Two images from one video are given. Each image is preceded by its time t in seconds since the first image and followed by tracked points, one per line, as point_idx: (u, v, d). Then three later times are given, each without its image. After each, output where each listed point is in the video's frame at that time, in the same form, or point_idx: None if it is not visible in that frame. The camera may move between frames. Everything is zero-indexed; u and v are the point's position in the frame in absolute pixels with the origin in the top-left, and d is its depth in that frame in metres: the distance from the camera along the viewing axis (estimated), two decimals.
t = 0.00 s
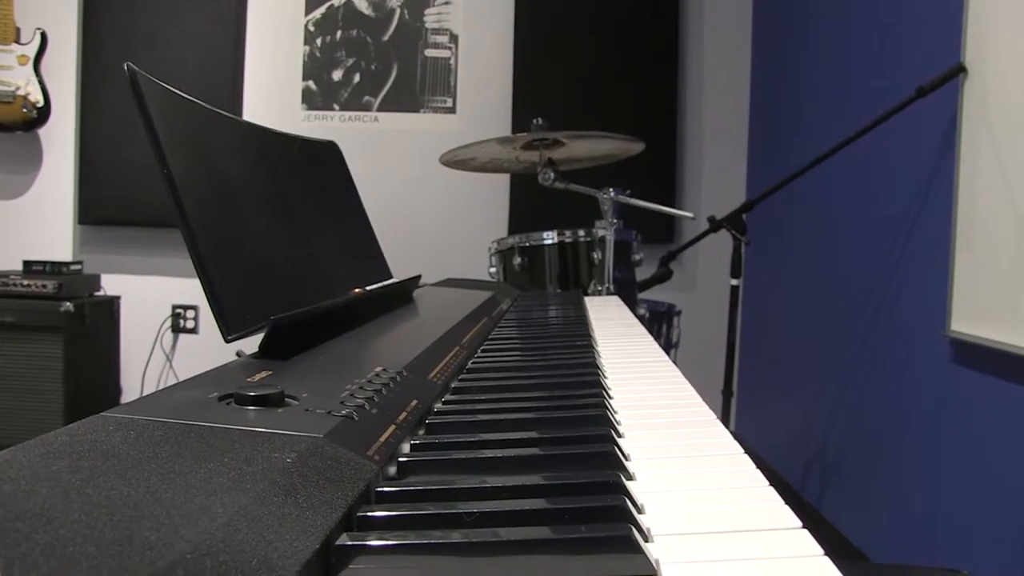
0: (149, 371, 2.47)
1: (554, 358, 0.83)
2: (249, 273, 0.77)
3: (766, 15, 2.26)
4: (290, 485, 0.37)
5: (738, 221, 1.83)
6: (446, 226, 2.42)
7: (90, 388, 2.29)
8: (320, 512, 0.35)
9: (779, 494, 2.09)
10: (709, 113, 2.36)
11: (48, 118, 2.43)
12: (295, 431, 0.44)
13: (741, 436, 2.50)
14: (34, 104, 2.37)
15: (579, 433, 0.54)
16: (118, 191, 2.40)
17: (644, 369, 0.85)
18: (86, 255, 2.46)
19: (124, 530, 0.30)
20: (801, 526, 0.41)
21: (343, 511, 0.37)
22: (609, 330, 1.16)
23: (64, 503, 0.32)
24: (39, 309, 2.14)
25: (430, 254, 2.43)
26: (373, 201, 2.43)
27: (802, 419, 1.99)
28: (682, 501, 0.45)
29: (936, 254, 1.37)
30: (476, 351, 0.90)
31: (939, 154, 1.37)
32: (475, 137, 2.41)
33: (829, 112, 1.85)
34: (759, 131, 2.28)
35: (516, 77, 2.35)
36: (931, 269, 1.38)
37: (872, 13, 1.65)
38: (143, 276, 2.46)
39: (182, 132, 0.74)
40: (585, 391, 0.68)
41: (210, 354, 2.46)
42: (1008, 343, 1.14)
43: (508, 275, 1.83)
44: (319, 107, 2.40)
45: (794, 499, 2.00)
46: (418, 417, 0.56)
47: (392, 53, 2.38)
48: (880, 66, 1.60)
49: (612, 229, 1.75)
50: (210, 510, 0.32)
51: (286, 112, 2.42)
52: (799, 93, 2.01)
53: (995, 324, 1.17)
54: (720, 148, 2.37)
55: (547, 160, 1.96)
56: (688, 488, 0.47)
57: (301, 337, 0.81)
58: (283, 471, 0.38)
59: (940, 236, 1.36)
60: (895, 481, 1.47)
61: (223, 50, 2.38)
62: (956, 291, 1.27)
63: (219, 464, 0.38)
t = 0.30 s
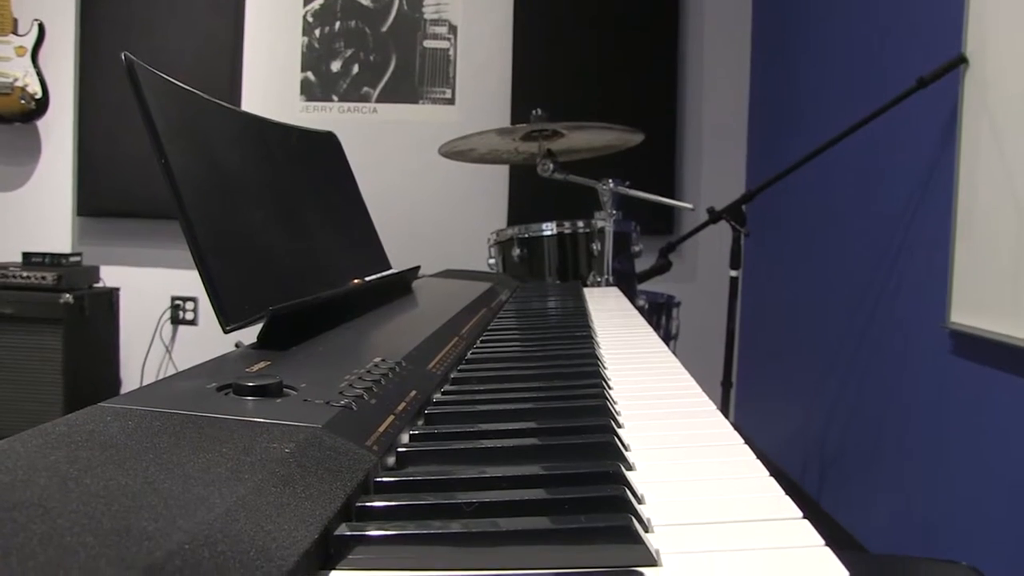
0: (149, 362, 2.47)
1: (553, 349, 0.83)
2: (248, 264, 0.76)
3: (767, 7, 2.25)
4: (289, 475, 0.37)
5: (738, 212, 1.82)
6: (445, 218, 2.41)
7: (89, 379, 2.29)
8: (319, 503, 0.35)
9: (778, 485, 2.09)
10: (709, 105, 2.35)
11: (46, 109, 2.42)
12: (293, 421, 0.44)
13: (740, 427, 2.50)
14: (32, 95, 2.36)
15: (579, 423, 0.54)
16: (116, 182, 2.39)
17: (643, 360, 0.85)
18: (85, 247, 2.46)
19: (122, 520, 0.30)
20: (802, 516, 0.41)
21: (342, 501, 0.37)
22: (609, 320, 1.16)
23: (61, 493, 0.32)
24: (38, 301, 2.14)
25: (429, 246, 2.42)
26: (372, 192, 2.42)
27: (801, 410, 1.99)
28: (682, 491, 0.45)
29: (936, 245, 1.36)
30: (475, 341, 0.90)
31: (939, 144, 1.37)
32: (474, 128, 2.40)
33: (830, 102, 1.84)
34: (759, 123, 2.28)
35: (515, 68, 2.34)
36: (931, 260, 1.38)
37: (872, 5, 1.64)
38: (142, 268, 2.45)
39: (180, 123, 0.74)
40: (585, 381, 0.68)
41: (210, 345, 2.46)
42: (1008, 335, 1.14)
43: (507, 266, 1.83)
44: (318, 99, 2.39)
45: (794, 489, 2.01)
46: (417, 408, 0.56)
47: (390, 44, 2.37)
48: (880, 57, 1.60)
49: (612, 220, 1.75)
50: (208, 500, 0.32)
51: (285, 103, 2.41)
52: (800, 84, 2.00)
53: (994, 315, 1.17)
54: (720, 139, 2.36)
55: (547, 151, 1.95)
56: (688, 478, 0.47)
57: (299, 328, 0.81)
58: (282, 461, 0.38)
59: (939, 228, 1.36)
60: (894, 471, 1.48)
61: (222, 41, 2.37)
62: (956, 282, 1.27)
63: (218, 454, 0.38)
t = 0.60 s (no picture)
0: (145, 356, 2.47)
1: (550, 342, 0.83)
2: (242, 257, 0.76)
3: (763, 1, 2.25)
4: (284, 468, 0.37)
5: (735, 207, 1.82)
6: (441, 212, 2.41)
7: (85, 373, 2.28)
8: (313, 496, 0.35)
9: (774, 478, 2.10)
10: (705, 99, 2.35)
11: (40, 104, 2.40)
12: (287, 414, 0.44)
13: (737, 420, 2.51)
14: (27, 89, 2.33)
15: (575, 416, 0.54)
16: (110, 177, 2.38)
17: (639, 353, 0.85)
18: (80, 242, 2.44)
19: (116, 513, 0.30)
20: (799, 509, 0.41)
21: (337, 494, 0.37)
22: (605, 314, 1.16)
23: (54, 486, 0.32)
24: (34, 296, 2.13)
25: (425, 240, 2.42)
26: (369, 186, 2.42)
27: (797, 404, 2.00)
28: (678, 484, 0.45)
29: (933, 240, 1.36)
30: (471, 335, 0.90)
31: (936, 139, 1.37)
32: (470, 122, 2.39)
33: (826, 97, 1.84)
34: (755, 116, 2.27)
35: (511, 61, 2.33)
36: (928, 255, 1.38)
37: None
38: (137, 262, 2.45)
39: (174, 115, 0.73)
40: (582, 375, 0.68)
41: (206, 340, 2.46)
42: (1005, 330, 1.14)
43: (503, 260, 1.83)
44: (314, 93, 2.38)
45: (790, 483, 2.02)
46: (413, 401, 0.56)
47: (386, 38, 2.36)
48: (877, 52, 1.59)
49: (608, 214, 1.74)
50: (203, 493, 0.32)
51: (280, 97, 2.40)
52: (796, 78, 2.00)
53: (990, 309, 1.18)
54: (716, 133, 2.36)
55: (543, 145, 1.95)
56: (685, 471, 0.47)
57: (295, 321, 0.81)
58: (277, 454, 0.38)
59: (936, 223, 1.36)
60: (889, 464, 1.49)
61: (216, 35, 2.35)
62: (953, 278, 1.28)
63: (212, 447, 0.38)
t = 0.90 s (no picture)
0: (139, 349, 2.46)
1: (544, 334, 0.83)
2: (236, 249, 0.75)
3: None
4: (276, 460, 0.36)
5: (729, 199, 1.82)
6: (436, 204, 2.40)
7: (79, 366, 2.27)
8: (306, 488, 0.35)
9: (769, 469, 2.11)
10: (700, 91, 2.35)
11: (33, 96, 2.39)
12: (280, 407, 0.44)
13: (731, 412, 2.52)
14: (19, 81, 2.33)
15: (569, 408, 0.54)
16: (104, 169, 2.36)
17: (633, 345, 0.85)
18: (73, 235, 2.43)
19: (107, 506, 0.29)
20: (793, 500, 0.41)
21: (330, 486, 0.37)
22: (600, 306, 1.16)
23: (45, 479, 0.32)
24: (28, 289, 2.12)
25: (420, 233, 2.42)
26: (364, 179, 2.41)
27: (792, 395, 2.00)
28: (671, 475, 0.45)
29: (927, 232, 1.37)
30: (465, 327, 0.90)
31: (929, 133, 1.38)
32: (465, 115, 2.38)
33: (820, 89, 1.84)
34: (750, 108, 2.27)
35: (507, 53, 2.32)
36: (922, 247, 1.39)
37: None
38: (131, 255, 2.44)
39: (167, 106, 0.72)
40: (576, 366, 0.68)
41: (200, 333, 2.45)
42: (998, 322, 1.15)
43: (498, 252, 1.82)
44: (308, 85, 2.37)
45: (784, 474, 2.03)
46: (407, 392, 0.56)
47: (381, 30, 2.35)
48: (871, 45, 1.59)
49: (602, 207, 1.74)
50: (195, 485, 0.32)
51: (275, 90, 2.38)
52: (791, 70, 2.00)
53: (983, 301, 1.18)
54: (711, 125, 2.35)
55: (538, 137, 1.94)
56: (678, 463, 0.47)
57: (289, 313, 0.80)
58: (270, 446, 0.38)
59: (930, 216, 1.36)
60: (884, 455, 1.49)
61: (210, 27, 2.34)
62: (946, 270, 1.28)
63: (205, 439, 0.38)
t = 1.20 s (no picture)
0: (137, 339, 2.45)
1: (543, 322, 0.83)
2: (232, 236, 0.75)
3: None
4: (271, 447, 0.36)
5: (727, 186, 1.82)
6: (434, 193, 2.39)
7: (77, 355, 2.27)
8: (301, 475, 0.35)
9: (766, 456, 2.12)
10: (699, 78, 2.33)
11: (28, 84, 2.37)
12: (276, 394, 0.44)
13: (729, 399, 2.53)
14: (14, 69, 2.32)
15: (567, 394, 0.53)
16: (101, 158, 2.35)
17: (632, 333, 0.85)
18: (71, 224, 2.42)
19: (100, 493, 0.29)
20: (792, 487, 0.41)
21: (325, 473, 0.36)
22: (599, 294, 1.16)
23: (38, 466, 0.31)
24: (25, 278, 2.11)
25: (419, 221, 2.41)
26: (362, 167, 2.40)
27: (790, 383, 2.01)
28: (670, 462, 0.45)
29: (925, 221, 1.37)
30: (463, 314, 0.89)
31: (928, 121, 1.37)
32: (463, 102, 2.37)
33: (819, 78, 1.83)
34: (749, 96, 2.26)
35: (505, 41, 2.30)
36: (920, 235, 1.38)
37: None
38: (128, 244, 2.43)
39: (163, 93, 0.72)
40: (574, 354, 0.68)
41: (199, 322, 2.44)
42: (996, 310, 1.15)
43: (497, 241, 1.82)
44: (305, 73, 2.35)
45: (782, 460, 2.04)
46: (404, 380, 0.56)
47: (379, 17, 2.33)
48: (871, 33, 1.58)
49: (601, 195, 1.74)
50: (189, 473, 0.32)
51: (272, 78, 2.37)
52: (790, 57, 1.99)
53: (980, 289, 1.18)
54: (710, 113, 2.34)
55: (536, 125, 1.93)
56: (676, 450, 0.47)
57: (286, 300, 0.80)
58: (265, 433, 0.37)
59: (928, 205, 1.36)
60: (882, 443, 1.50)
61: (206, 16, 2.32)
62: (944, 259, 1.29)
63: (201, 426, 0.38)
